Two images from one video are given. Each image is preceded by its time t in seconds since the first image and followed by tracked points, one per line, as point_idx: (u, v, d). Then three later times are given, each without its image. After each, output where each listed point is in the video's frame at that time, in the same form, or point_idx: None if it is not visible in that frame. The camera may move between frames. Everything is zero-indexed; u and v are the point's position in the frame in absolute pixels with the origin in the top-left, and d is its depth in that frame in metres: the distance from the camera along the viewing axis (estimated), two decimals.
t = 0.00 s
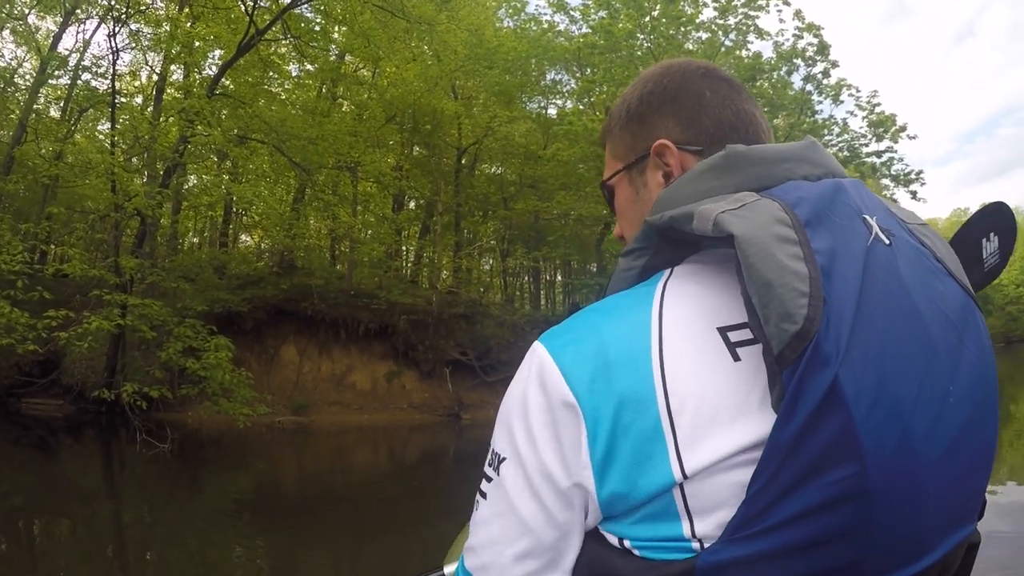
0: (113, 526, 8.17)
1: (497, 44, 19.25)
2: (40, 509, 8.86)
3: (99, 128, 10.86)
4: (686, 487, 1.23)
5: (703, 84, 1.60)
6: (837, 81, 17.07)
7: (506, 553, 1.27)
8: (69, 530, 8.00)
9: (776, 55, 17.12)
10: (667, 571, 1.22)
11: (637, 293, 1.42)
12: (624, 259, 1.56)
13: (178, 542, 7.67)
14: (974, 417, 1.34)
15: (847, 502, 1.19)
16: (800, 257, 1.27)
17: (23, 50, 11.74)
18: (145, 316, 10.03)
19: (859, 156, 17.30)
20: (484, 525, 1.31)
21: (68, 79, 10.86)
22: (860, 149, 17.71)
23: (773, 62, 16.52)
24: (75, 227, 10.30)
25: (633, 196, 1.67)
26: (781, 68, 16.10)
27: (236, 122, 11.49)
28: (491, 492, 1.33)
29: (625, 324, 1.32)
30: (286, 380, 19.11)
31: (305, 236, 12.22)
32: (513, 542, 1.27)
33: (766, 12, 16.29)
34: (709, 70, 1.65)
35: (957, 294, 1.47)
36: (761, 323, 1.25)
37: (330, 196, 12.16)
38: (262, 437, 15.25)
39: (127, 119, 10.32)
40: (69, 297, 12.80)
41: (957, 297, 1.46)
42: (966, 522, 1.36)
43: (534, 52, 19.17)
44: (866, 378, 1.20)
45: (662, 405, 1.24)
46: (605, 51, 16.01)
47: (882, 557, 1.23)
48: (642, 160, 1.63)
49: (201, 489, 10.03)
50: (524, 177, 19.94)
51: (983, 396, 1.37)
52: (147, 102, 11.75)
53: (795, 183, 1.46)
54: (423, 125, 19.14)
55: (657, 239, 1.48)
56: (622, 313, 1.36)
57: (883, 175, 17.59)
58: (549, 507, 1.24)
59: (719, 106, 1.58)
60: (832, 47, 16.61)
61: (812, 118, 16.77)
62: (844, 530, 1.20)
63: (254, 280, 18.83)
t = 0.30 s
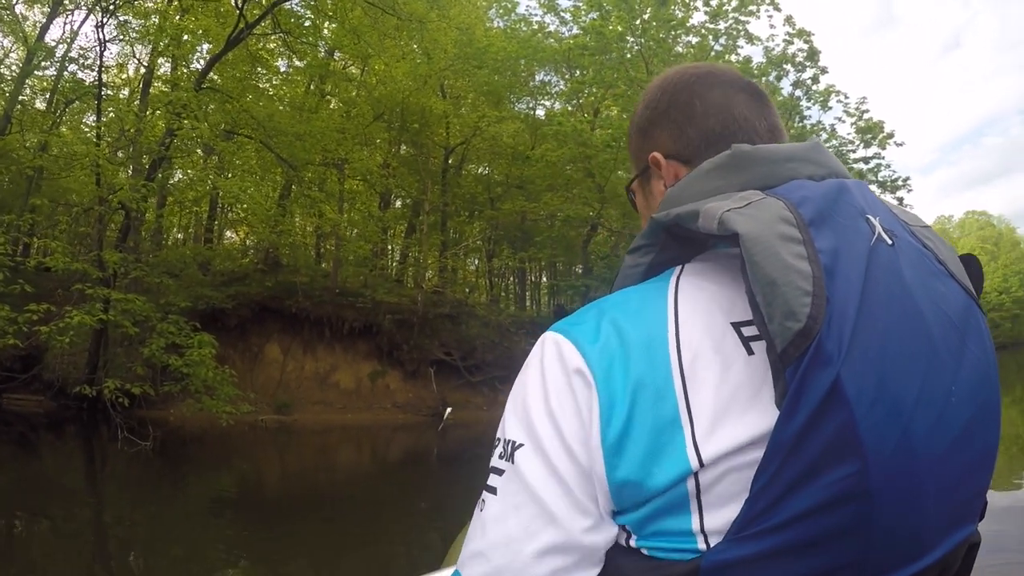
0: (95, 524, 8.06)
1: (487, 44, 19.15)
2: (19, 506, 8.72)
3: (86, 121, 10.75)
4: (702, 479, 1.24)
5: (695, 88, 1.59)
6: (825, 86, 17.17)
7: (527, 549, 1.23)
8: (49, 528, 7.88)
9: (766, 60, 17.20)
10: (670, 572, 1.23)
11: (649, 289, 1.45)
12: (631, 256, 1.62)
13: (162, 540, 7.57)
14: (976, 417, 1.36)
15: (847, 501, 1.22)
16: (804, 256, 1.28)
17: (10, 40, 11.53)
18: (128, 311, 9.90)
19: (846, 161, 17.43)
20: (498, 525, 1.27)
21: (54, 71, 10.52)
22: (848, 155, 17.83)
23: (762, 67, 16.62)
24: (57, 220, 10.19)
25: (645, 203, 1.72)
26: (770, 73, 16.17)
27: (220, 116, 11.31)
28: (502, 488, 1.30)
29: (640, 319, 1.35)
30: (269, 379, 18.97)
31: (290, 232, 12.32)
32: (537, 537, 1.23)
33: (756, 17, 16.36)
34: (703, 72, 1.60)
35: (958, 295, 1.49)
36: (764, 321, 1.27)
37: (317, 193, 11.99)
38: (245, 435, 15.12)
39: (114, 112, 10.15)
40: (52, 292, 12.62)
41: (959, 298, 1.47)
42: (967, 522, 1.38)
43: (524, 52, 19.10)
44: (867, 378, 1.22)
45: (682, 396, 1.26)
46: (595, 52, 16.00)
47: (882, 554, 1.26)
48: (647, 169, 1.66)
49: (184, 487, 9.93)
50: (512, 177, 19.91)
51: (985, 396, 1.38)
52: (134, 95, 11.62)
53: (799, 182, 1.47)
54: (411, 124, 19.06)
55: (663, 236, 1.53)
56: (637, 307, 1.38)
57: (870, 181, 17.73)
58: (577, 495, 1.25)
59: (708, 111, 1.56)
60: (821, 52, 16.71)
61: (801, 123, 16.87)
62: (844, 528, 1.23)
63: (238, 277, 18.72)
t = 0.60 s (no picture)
0: (76, 520, 7.95)
1: (479, 43, 19.05)
2: None
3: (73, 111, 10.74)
4: (710, 479, 1.25)
5: (681, 92, 1.58)
6: (816, 93, 17.26)
7: (531, 557, 1.21)
8: (30, 523, 7.76)
9: (758, 65, 17.25)
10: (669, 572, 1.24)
11: (654, 288, 1.45)
12: (630, 257, 1.61)
13: (144, 537, 7.48)
14: (974, 417, 1.36)
15: (846, 503, 1.22)
16: (805, 255, 1.28)
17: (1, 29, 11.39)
18: (112, 304, 9.77)
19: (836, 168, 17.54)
20: (501, 531, 1.25)
21: (43, 60, 10.61)
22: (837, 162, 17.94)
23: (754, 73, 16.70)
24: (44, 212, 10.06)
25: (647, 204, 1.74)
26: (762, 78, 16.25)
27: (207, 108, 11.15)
28: (505, 493, 1.28)
29: (648, 319, 1.35)
30: (254, 376, 18.85)
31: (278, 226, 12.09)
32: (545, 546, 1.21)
33: (749, 22, 16.44)
34: (695, 76, 1.58)
35: (954, 294, 1.50)
36: (766, 321, 1.27)
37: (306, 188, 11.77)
38: (230, 432, 14.99)
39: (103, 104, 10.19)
40: (36, 284, 12.47)
41: (957, 298, 1.49)
42: (965, 521, 1.39)
43: (516, 53, 18.91)
44: (867, 378, 1.22)
45: (696, 393, 1.27)
46: (587, 53, 16.00)
47: (882, 554, 1.26)
48: (644, 173, 1.67)
49: (167, 484, 9.82)
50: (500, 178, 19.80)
51: (983, 397, 1.39)
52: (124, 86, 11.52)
53: (797, 180, 1.46)
54: (401, 121, 19.00)
55: (663, 236, 1.53)
56: (644, 308, 1.38)
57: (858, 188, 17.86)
58: (585, 499, 1.23)
59: (690, 117, 1.55)
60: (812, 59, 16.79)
61: (791, 129, 16.96)
62: (846, 527, 1.23)
63: (224, 271, 18.62)
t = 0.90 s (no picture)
0: (60, 515, 7.84)
1: (474, 42, 19.20)
2: None
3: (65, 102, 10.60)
4: (707, 481, 1.24)
5: (685, 90, 1.58)
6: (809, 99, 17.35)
7: (500, 545, 1.22)
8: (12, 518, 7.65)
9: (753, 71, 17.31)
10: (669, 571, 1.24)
11: (654, 288, 1.44)
12: (630, 257, 1.60)
13: (128, 533, 7.39)
14: (975, 418, 1.36)
15: (848, 502, 1.22)
16: (807, 256, 1.27)
17: None
18: (99, 297, 9.64)
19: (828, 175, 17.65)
20: (478, 517, 1.27)
21: (36, 49, 10.47)
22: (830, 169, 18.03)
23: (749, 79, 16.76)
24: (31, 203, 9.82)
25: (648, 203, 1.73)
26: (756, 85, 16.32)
27: (199, 101, 11.00)
28: (490, 484, 1.29)
29: (645, 319, 1.34)
30: (241, 372, 18.71)
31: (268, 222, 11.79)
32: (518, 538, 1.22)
33: (744, 28, 16.50)
34: (705, 75, 1.57)
35: (956, 294, 1.50)
36: (767, 322, 1.26)
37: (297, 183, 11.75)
38: (215, 428, 14.87)
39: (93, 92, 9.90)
40: (23, 275, 12.32)
41: (959, 297, 1.49)
42: (965, 521, 1.39)
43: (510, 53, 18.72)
44: (868, 379, 1.22)
45: (689, 395, 1.27)
46: (584, 55, 15.98)
47: (883, 555, 1.26)
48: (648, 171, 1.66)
49: (152, 480, 9.72)
50: (491, 178, 19.68)
51: (984, 397, 1.39)
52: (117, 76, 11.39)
53: (799, 179, 1.45)
54: (394, 120, 18.93)
55: (663, 235, 1.52)
56: (640, 309, 1.38)
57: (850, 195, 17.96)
58: (561, 496, 1.23)
59: (695, 115, 1.55)
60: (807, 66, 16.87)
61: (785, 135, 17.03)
62: (847, 527, 1.23)
63: (213, 267, 18.48)
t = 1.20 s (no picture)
0: (43, 514, 7.76)
1: (466, 42, 19.40)
2: None
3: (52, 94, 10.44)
4: (708, 477, 1.24)
5: (699, 91, 1.57)
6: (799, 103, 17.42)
7: (484, 533, 1.24)
8: None
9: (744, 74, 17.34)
10: (668, 570, 1.23)
11: (656, 288, 1.43)
12: (631, 257, 1.60)
13: (112, 532, 7.31)
14: (971, 418, 1.35)
15: (847, 501, 1.20)
16: (805, 256, 1.27)
17: None
18: (84, 293, 9.53)
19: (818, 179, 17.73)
20: (468, 506, 1.29)
21: (24, 40, 10.34)
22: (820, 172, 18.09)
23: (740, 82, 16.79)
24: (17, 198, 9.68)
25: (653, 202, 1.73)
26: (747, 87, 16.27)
27: (188, 95, 11.10)
28: (485, 474, 1.32)
29: (648, 316, 1.34)
30: (227, 370, 18.58)
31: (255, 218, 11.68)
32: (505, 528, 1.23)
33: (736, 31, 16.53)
34: (716, 77, 1.57)
35: (953, 296, 1.50)
36: (765, 321, 1.25)
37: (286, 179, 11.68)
38: (201, 427, 14.74)
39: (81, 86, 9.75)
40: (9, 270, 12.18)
41: (955, 299, 1.49)
42: (960, 521, 1.38)
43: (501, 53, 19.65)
44: (867, 377, 1.21)
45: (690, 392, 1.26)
46: (576, 55, 15.99)
47: (882, 554, 1.24)
48: (654, 170, 1.66)
49: (138, 478, 9.64)
50: (481, 177, 19.92)
51: (981, 398, 1.39)
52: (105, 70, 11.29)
53: (798, 181, 1.45)
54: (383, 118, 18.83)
55: (663, 234, 1.51)
56: (640, 307, 1.37)
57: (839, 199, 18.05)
58: (549, 490, 1.22)
59: (708, 116, 1.54)
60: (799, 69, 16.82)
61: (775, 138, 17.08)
62: (845, 526, 1.21)
63: (200, 264, 18.34)
